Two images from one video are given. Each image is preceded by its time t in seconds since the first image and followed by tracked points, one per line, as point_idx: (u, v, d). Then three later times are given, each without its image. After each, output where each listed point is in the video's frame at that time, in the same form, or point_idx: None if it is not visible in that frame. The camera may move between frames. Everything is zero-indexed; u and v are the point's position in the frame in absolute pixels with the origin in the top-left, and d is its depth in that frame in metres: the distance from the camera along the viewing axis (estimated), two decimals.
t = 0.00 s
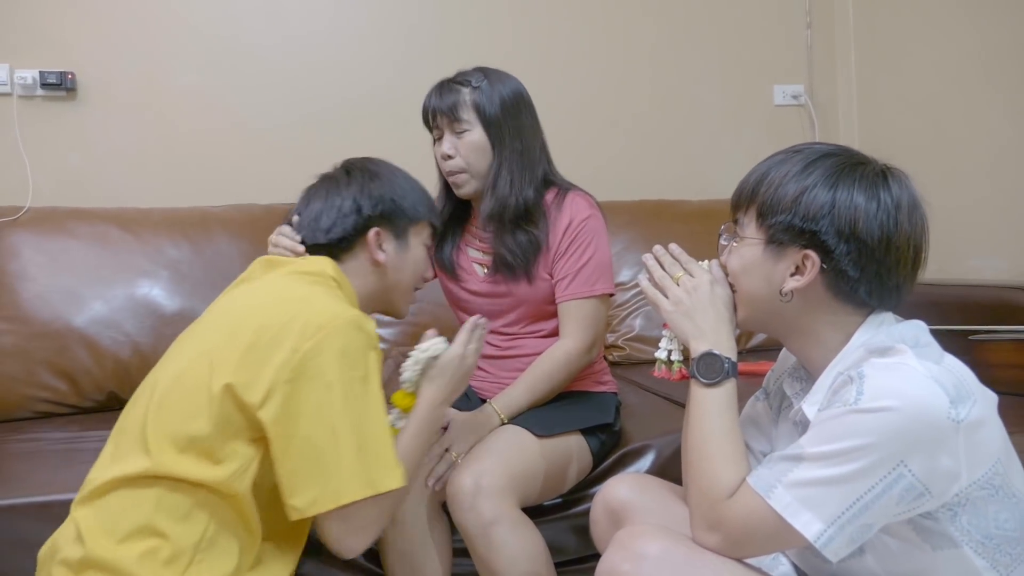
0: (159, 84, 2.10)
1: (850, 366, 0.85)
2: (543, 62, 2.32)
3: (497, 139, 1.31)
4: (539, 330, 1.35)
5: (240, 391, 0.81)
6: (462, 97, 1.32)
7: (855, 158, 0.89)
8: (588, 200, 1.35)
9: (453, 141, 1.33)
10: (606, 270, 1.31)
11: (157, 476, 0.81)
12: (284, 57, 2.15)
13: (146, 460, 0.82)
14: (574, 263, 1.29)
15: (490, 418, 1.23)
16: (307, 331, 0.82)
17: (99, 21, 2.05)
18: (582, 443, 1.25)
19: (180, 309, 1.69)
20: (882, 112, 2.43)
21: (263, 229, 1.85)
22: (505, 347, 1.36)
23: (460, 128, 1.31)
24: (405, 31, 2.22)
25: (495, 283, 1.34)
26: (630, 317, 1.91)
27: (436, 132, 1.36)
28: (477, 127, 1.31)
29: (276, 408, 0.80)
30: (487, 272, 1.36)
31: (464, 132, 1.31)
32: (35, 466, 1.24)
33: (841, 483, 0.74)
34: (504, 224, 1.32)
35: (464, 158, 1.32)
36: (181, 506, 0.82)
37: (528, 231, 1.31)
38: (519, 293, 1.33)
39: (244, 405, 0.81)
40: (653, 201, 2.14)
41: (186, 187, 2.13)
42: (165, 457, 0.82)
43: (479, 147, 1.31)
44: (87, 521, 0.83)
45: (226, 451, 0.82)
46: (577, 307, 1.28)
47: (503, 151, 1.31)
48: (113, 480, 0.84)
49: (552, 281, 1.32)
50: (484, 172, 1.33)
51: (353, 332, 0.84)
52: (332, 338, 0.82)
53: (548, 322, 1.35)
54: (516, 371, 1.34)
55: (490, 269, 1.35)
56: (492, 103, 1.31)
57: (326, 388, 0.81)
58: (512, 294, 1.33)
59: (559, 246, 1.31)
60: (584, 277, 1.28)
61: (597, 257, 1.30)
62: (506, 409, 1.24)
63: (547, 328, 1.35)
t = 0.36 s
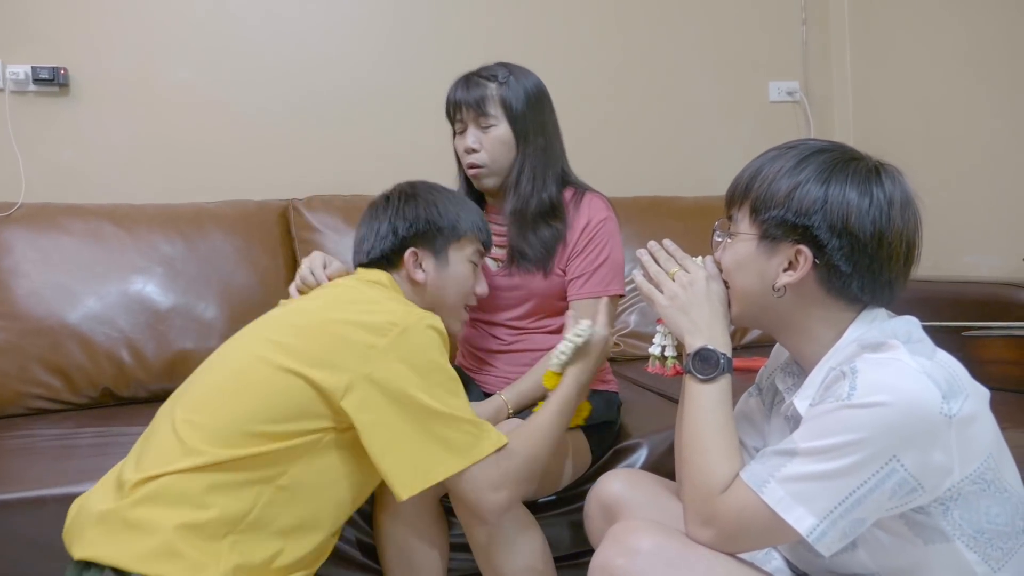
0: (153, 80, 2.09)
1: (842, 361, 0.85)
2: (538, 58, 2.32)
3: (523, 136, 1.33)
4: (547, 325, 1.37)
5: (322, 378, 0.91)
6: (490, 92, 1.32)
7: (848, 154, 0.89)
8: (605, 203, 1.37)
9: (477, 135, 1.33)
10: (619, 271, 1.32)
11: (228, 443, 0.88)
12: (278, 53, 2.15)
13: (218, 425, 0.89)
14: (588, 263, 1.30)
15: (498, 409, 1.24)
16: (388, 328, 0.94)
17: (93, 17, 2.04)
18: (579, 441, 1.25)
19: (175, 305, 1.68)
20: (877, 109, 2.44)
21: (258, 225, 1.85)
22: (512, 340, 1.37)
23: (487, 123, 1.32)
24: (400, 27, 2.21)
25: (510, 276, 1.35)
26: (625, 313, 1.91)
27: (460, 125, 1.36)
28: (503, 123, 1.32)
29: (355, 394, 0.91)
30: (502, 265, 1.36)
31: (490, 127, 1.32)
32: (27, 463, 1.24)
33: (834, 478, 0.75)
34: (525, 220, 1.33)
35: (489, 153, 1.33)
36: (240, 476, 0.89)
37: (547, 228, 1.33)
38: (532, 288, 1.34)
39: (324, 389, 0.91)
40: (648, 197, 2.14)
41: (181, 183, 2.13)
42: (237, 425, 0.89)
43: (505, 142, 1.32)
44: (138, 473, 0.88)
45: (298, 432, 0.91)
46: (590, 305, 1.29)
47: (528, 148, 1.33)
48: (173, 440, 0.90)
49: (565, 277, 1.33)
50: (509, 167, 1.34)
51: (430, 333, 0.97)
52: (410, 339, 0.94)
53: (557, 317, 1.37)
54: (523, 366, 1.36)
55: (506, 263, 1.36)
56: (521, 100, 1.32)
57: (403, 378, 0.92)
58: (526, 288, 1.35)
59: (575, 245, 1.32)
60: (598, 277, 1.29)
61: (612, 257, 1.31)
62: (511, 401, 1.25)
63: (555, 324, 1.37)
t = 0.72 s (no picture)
0: (149, 73, 2.08)
1: (837, 358, 0.85)
2: (536, 54, 2.32)
3: (533, 147, 1.39)
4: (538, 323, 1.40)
5: (351, 378, 0.94)
6: (506, 99, 1.36)
7: (844, 149, 0.89)
8: (598, 206, 1.43)
9: (488, 141, 1.37)
10: (612, 274, 1.38)
11: (258, 430, 0.90)
12: (275, 47, 2.14)
13: (251, 413, 0.91)
14: (583, 265, 1.35)
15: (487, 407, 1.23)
16: (413, 335, 0.98)
17: (89, 10, 2.03)
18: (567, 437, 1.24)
19: (171, 300, 1.68)
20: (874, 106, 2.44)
21: (254, 220, 1.84)
22: (505, 337, 1.39)
23: (500, 131, 1.37)
24: (397, 22, 2.21)
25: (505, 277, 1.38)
26: (621, 309, 1.91)
27: (469, 127, 1.39)
28: (515, 133, 1.38)
29: (383, 392, 0.93)
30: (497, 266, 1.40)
31: (503, 136, 1.37)
32: (21, 457, 1.24)
33: (830, 474, 0.75)
34: (526, 224, 1.38)
35: (499, 161, 1.37)
36: (267, 464, 0.90)
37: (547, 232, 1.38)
38: (528, 289, 1.38)
39: (353, 390, 0.93)
40: (645, 193, 2.14)
41: (178, 178, 2.12)
42: (269, 413, 0.91)
43: (515, 152, 1.38)
44: (170, 447, 0.90)
45: (326, 433, 0.94)
46: (584, 306, 1.34)
47: (537, 160, 1.40)
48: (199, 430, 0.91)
49: (559, 279, 1.38)
50: (515, 177, 1.40)
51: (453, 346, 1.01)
52: (435, 348, 0.98)
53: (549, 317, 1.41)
54: (517, 361, 1.37)
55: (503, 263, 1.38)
56: (535, 111, 1.38)
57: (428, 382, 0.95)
58: (520, 289, 1.37)
59: (571, 247, 1.37)
60: (591, 277, 1.35)
61: (605, 258, 1.37)
62: (502, 399, 1.24)
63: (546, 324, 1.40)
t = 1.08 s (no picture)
0: (146, 70, 2.07)
1: (835, 357, 0.85)
2: (534, 52, 2.31)
3: (520, 144, 1.40)
4: (527, 319, 1.40)
5: (378, 388, 0.94)
6: (493, 94, 1.36)
7: (842, 146, 0.89)
8: (584, 199, 1.44)
9: (476, 138, 1.37)
10: (600, 269, 1.38)
11: (282, 431, 0.91)
12: (272, 43, 2.14)
13: (278, 412, 0.92)
14: (570, 261, 1.36)
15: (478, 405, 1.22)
16: (442, 351, 0.99)
17: (86, 7, 2.03)
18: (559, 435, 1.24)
19: (168, 297, 1.68)
20: (871, 105, 2.45)
21: (251, 218, 1.84)
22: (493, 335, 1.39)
23: (487, 127, 1.37)
24: (395, 19, 2.20)
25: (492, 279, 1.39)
26: (619, 308, 1.92)
27: (456, 124, 1.39)
28: (502, 130, 1.38)
29: (410, 405, 0.94)
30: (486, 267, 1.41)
31: (490, 132, 1.37)
32: (18, 454, 1.23)
33: (829, 474, 0.75)
34: (511, 218, 1.38)
35: (486, 158, 1.38)
36: (289, 465, 0.90)
37: (533, 229, 1.38)
38: (514, 288, 1.39)
39: (376, 397, 0.93)
40: (643, 192, 2.14)
41: (175, 175, 2.12)
42: (296, 414, 0.92)
43: (502, 149, 1.38)
44: (196, 439, 0.91)
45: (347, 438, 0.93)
46: (572, 301, 1.34)
47: (523, 156, 1.40)
48: (217, 430, 0.91)
49: (547, 276, 1.38)
50: (501, 174, 1.41)
51: (474, 368, 1.02)
52: (461, 366, 0.99)
53: (536, 313, 1.42)
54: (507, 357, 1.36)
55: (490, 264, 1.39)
56: (521, 106, 1.38)
57: (455, 397, 0.96)
58: (508, 285, 1.38)
59: (557, 243, 1.38)
60: (579, 273, 1.35)
61: (593, 252, 1.37)
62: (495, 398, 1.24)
63: (535, 319, 1.41)
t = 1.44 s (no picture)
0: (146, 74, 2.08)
1: (835, 362, 0.85)
2: (534, 56, 2.32)
3: (523, 150, 1.40)
4: (526, 322, 1.41)
5: (382, 391, 0.94)
6: (499, 100, 1.37)
7: (843, 150, 0.89)
8: (582, 204, 1.44)
9: (480, 142, 1.38)
10: (597, 272, 1.38)
11: (284, 434, 0.90)
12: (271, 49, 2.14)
13: (281, 414, 0.91)
14: (566, 263, 1.36)
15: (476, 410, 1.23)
16: (445, 355, 0.99)
17: (87, 11, 2.03)
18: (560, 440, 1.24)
19: (167, 302, 1.68)
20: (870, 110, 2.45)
21: (251, 222, 1.84)
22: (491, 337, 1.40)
23: (492, 132, 1.38)
24: (395, 24, 2.21)
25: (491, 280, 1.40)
26: (619, 313, 1.92)
27: (460, 128, 1.40)
28: (507, 135, 1.38)
29: (412, 409, 0.94)
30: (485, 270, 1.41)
31: (495, 137, 1.38)
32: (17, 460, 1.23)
33: (829, 479, 0.75)
34: (510, 223, 1.38)
35: (490, 162, 1.38)
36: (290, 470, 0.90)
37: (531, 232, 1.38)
38: (513, 290, 1.39)
39: (379, 400, 0.93)
40: (643, 197, 2.14)
41: (174, 180, 2.12)
42: (300, 416, 0.91)
43: (507, 154, 1.39)
44: (200, 441, 0.90)
45: (349, 442, 0.93)
46: (567, 304, 1.34)
47: (527, 161, 1.41)
48: (219, 431, 0.91)
49: (544, 278, 1.38)
50: (504, 178, 1.41)
51: (478, 373, 1.02)
52: (464, 370, 0.99)
53: (534, 315, 1.42)
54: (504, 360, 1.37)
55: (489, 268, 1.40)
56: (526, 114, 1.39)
57: (458, 401, 0.96)
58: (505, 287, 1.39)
59: (554, 246, 1.38)
60: (575, 276, 1.35)
61: (590, 255, 1.37)
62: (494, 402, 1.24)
63: (534, 322, 1.41)
